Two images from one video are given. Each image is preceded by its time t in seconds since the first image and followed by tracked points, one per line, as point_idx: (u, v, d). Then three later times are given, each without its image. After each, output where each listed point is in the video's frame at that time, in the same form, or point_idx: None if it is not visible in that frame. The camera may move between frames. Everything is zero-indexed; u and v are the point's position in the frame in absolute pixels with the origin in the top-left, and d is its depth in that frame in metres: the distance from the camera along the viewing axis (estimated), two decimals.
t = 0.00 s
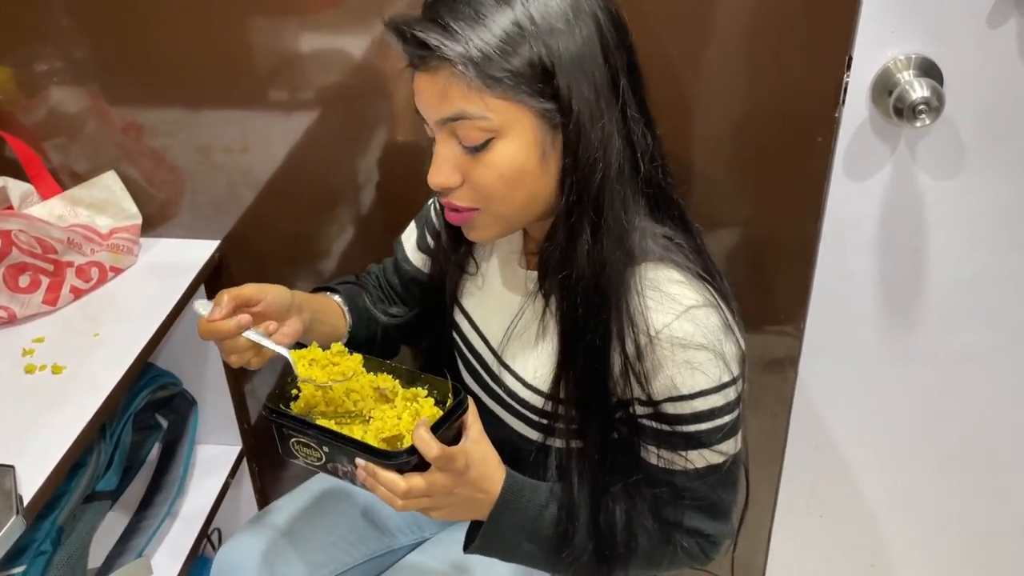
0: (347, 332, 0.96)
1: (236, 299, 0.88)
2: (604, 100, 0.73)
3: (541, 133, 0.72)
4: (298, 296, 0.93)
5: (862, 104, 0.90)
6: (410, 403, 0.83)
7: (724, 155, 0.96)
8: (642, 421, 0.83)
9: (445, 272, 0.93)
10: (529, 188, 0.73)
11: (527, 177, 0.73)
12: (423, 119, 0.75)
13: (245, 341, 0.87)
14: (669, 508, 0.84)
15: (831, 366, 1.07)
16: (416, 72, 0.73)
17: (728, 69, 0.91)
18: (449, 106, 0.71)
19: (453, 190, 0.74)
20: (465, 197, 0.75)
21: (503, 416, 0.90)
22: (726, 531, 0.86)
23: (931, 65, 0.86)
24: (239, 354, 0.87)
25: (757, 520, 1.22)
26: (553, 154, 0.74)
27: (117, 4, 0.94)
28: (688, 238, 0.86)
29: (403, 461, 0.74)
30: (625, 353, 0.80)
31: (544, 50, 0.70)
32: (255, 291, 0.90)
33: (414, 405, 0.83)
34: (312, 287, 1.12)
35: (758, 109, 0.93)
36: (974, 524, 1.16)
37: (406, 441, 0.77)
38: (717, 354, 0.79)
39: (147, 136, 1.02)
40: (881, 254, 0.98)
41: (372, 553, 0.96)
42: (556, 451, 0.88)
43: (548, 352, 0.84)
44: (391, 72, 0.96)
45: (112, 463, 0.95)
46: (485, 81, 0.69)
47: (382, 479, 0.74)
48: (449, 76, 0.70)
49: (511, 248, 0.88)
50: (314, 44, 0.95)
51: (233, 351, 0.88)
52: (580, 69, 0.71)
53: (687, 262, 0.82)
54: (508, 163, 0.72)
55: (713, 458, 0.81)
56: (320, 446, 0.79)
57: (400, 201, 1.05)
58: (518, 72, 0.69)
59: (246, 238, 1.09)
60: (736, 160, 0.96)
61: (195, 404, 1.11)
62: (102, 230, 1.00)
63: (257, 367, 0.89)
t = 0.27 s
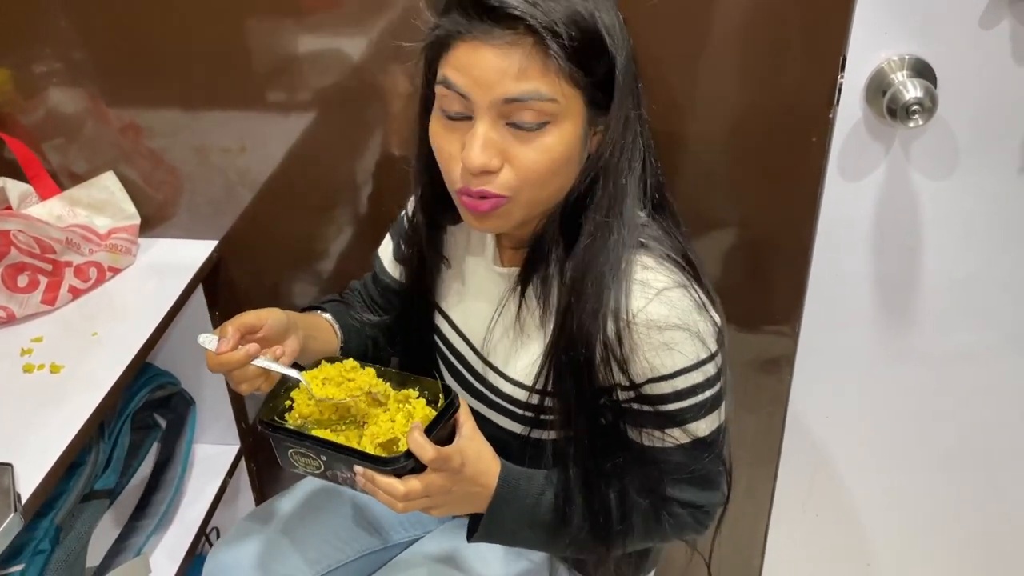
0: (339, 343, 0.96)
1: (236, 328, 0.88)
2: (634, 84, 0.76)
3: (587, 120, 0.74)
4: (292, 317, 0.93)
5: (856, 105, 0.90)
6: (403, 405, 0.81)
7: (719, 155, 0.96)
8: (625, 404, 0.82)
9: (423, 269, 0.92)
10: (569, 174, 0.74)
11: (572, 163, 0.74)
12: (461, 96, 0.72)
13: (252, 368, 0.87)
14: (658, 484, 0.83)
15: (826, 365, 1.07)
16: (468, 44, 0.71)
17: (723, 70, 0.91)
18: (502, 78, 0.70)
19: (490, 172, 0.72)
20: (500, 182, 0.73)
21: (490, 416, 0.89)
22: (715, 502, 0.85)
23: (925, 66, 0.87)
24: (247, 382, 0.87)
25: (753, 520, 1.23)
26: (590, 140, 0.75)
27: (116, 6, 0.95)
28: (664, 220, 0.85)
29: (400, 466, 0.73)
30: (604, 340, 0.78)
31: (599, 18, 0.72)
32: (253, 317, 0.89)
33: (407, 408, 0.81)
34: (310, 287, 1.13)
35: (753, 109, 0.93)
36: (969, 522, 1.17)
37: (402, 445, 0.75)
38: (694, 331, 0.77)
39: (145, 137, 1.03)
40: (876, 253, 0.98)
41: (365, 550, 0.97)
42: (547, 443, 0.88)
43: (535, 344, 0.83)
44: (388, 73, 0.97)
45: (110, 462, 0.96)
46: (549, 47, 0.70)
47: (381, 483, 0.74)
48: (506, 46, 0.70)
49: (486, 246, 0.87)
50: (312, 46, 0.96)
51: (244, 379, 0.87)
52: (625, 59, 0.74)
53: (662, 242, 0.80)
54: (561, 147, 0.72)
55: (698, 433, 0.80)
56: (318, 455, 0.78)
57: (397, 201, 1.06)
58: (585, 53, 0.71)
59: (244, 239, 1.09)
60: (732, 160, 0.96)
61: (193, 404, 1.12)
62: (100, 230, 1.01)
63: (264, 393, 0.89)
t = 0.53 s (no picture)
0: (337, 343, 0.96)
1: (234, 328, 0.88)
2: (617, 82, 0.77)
3: (570, 119, 0.75)
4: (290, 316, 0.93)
5: (854, 107, 0.91)
6: (397, 404, 0.81)
7: (718, 157, 0.96)
8: (613, 399, 0.82)
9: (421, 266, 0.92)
10: (555, 174, 0.75)
11: (557, 164, 0.74)
12: (447, 97, 0.73)
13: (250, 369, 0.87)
14: (648, 475, 0.83)
15: (825, 367, 1.07)
16: (454, 45, 0.71)
17: (721, 73, 0.91)
18: (488, 78, 0.70)
19: (479, 171, 0.73)
20: (489, 181, 0.73)
21: (482, 409, 0.89)
22: (709, 492, 0.85)
23: (923, 68, 0.87)
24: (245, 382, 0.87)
25: (752, 521, 1.23)
26: (574, 140, 0.76)
27: (116, 9, 0.95)
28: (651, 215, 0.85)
29: (391, 460, 0.73)
30: (590, 336, 0.78)
31: (582, 18, 0.73)
32: (251, 317, 0.89)
33: (401, 406, 0.80)
34: (310, 289, 1.13)
35: (751, 112, 0.93)
36: (967, 524, 1.17)
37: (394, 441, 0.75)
38: (679, 324, 0.77)
39: (145, 140, 1.03)
40: (873, 255, 0.99)
41: (362, 549, 0.96)
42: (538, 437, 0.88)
43: (524, 338, 0.83)
44: (387, 76, 0.97)
45: (110, 465, 0.96)
46: (533, 47, 0.70)
47: (373, 478, 0.75)
48: (492, 47, 0.70)
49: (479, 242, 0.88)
50: (311, 49, 0.96)
51: (242, 378, 0.87)
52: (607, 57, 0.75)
53: (648, 237, 0.80)
54: (547, 147, 0.73)
55: (687, 424, 0.80)
56: (313, 452, 0.78)
57: (397, 203, 1.06)
58: (564, 52, 0.72)
59: (244, 241, 1.09)
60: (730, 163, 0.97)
61: (193, 407, 1.12)
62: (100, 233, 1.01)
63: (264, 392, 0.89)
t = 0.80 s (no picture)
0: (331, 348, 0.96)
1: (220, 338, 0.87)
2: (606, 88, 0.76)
3: (558, 125, 0.74)
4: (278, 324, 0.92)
5: (852, 112, 0.91)
6: (391, 403, 0.81)
7: (716, 161, 0.96)
8: (604, 400, 0.81)
9: (411, 267, 0.91)
10: (542, 180, 0.75)
11: (544, 170, 0.74)
12: (435, 104, 0.73)
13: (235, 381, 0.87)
14: (640, 475, 0.81)
15: (824, 371, 1.07)
16: (442, 53, 0.72)
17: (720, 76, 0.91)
18: (475, 87, 0.70)
19: (465, 178, 0.73)
20: (476, 187, 0.73)
21: (474, 410, 0.88)
22: (702, 491, 0.83)
23: (921, 73, 0.87)
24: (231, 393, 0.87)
25: (752, 525, 1.22)
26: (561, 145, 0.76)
27: (115, 13, 0.95)
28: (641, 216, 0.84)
29: (383, 456, 0.73)
30: (580, 337, 0.76)
31: (570, 27, 0.72)
32: (238, 327, 0.89)
33: (394, 405, 0.81)
34: (307, 292, 1.13)
35: (749, 115, 0.93)
36: (967, 528, 1.17)
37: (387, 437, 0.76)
38: (669, 322, 0.76)
39: (144, 144, 1.03)
40: (872, 258, 0.98)
41: (360, 553, 0.95)
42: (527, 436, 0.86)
43: (514, 339, 0.82)
44: (386, 79, 0.97)
45: (108, 469, 0.96)
46: (520, 57, 0.70)
47: (365, 475, 0.73)
48: (479, 55, 0.70)
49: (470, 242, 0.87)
50: (309, 53, 0.96)
51: (226, 390, 0.87)
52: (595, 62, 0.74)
53: (638, 237, 0.80)
54: (534, 153, 0.73)
55: (678, 423, 0.79)
56: (306, 449, 0.77)
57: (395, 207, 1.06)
58: (552, 59, 0.71)
59: (241, 245, 1.09)
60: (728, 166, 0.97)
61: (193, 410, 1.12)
62: (99, 237, 1.01)
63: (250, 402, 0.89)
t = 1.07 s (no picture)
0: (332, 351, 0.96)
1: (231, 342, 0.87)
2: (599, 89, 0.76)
3: (549, 126, 0.74)
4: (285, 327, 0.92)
5: (851, 113, 0.91)
6: (390, 404, 0.82)
7: (715, 161, 0.96)
8: (602, 399, 0.80)
9: (409, 268, 0.91)
10: (534, 181, 0.75)
11: (536, 171, 0.74)
12: (427, 106, 0.73)
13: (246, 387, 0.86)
14: (640, 474, 0.81)
15: (824, 372, 1.07)
16: (432, 55, 0.72)
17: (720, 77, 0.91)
18: (465, 89, 0.70)
19: (457, 180, 0.73)
20: (468, 189, 0.73)
21: (473, 410, 0.88)
22: (702, 488, 0.83)
23: (920, 73, 0.87)
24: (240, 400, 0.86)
25: (751, 526, 1.22)
26: (554, 146, 0.75)
27: (114, 13, 0.95)
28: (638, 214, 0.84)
29: (385, 457, 0.72)
30: (578, 337, 0.76)
31: (561, 29, 0.72)
32: (247, 330, 0.88)
33: (394, 405, 0.81)
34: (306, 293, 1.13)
35: (748, 116, 0.93)
36: (967, 530, 1.16)
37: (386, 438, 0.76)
38: (667, 319, 0.76)
39: (143, 144, 1.03)
40: (871, 259, 0.99)
41: (361, 553, 0.95)
42: (526, 436, 0.86)
43: (512, 338, 0.82)
44: (385, 79, 0.97)
45: (107, 469, 0.96)
46: (509, 60, 0.70)
47: (367, 477, 0.73)
48: (469, 57, 0.70)
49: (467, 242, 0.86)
50: (309, 53, 0.96)
51: (234, 394, 0.86)
52: (588, 62, 0.74)
53: (635, 236, 0.80)
54: (525, 155, 0.73)
55: (678, 420, 0.79)
56: (306, 451, 0.77)
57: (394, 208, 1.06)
58: (542, 61, 0.71)
59: (240, 245, 1.09)
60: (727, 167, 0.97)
61: (191, 411, 1.12)
62: (98, 238, 1.01)
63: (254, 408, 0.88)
